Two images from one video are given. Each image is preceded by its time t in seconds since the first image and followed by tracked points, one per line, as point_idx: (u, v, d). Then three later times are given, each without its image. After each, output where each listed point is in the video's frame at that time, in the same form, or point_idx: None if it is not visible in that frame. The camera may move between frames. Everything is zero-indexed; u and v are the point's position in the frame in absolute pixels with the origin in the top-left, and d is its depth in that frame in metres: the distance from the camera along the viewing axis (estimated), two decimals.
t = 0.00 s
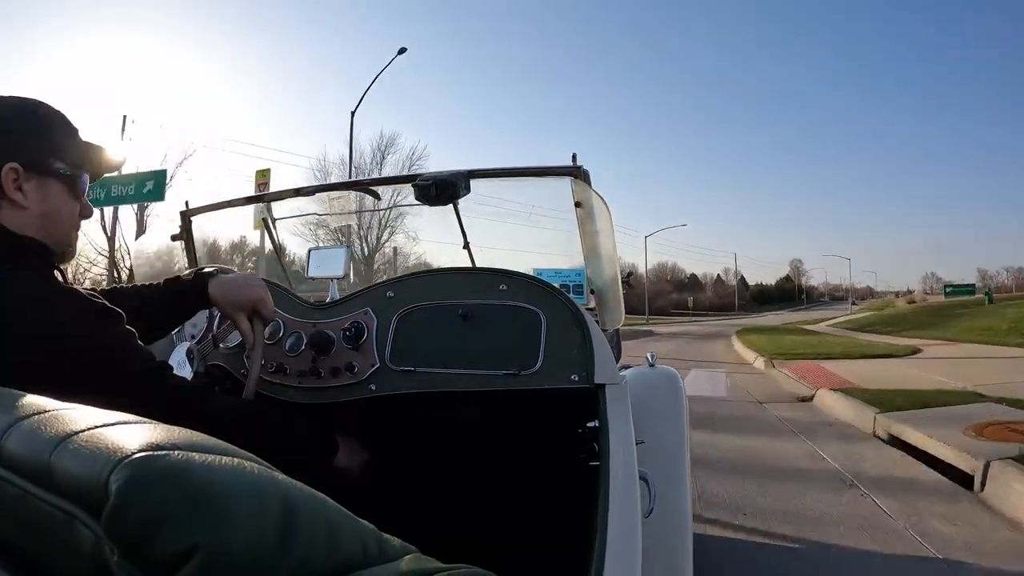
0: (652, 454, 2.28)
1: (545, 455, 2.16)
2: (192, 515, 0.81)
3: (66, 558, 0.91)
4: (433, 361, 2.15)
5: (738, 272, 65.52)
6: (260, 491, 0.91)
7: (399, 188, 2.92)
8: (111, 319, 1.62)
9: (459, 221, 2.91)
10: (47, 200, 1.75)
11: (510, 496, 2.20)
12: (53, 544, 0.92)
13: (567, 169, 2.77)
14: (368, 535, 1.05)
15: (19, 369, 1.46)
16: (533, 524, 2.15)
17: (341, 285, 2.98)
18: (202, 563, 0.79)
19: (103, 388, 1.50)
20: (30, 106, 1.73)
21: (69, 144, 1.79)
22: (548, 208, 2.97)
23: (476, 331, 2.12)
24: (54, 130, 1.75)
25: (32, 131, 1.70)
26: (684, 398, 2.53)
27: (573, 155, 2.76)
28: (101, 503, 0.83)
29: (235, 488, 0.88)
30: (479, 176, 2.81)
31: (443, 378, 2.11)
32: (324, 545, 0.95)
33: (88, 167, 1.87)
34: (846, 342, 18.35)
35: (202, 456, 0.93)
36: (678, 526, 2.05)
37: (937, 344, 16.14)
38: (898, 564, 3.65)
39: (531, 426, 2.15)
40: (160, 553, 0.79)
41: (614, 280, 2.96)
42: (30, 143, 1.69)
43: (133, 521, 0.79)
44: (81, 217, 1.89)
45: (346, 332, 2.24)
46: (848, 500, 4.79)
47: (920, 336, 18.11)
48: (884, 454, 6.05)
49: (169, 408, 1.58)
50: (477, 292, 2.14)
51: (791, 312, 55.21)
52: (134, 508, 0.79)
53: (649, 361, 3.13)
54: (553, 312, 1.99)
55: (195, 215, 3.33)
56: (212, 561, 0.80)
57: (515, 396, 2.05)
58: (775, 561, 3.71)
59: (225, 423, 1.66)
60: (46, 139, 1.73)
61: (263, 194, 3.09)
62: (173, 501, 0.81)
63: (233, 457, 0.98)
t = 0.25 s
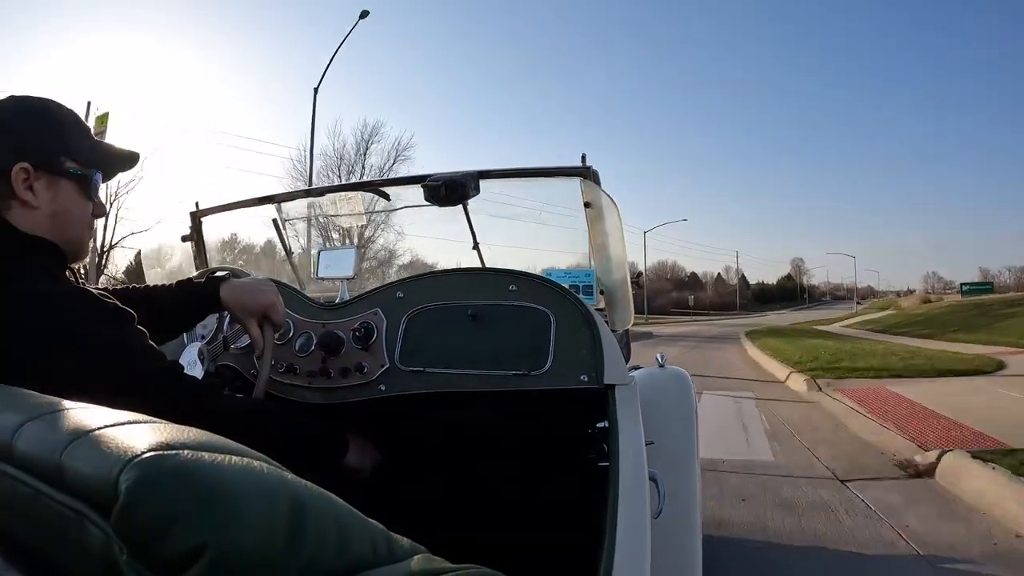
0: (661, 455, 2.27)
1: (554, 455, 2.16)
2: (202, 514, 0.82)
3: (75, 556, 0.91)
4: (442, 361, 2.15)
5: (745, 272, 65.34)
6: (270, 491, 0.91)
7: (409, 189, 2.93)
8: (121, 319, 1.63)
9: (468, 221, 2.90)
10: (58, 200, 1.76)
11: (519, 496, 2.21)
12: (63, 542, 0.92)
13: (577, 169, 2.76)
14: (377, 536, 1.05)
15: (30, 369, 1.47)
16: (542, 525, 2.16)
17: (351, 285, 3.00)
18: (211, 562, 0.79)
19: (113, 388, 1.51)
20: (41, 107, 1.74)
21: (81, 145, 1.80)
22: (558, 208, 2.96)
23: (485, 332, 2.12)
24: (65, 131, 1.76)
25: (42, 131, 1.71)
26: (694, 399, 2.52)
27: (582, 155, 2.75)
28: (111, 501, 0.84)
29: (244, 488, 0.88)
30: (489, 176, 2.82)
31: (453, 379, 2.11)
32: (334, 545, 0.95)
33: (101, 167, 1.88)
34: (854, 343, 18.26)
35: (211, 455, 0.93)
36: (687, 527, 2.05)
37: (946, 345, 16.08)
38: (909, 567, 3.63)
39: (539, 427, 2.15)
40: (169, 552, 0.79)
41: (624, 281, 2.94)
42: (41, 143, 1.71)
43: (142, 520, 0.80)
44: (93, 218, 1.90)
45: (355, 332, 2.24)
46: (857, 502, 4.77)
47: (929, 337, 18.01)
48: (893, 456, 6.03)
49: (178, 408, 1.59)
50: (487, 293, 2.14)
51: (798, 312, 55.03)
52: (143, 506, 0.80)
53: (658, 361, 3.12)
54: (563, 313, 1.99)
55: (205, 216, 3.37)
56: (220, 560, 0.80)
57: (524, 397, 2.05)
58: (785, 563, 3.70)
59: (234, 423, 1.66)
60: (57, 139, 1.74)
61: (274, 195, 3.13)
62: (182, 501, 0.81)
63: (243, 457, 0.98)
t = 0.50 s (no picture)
0: (672, 454, 2.27)
1: (565, 455, 2.15)
2: (214, 514, 0.82)
3: (87, 555, 0.92)
4: (453, 361, 2.15)
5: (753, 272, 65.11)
6: (281, 489, 0.91)
7: (420, 189, 2.93)
8: (132, 320, 1.64)
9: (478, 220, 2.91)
10: (71, 202, 1.77)
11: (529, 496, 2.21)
12: (76, 541, 0.93)
13: (586, 167, 2.76)
14: (388, 534, 1.05)
15: (43, 370, 1.49)
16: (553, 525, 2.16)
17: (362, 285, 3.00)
18: (224, 562, 0.80)
19: (126, 388, 1.52)
20: (51, 110, 1.75)
21: (93, 148, 1.82)
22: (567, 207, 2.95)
23: (496, 331, 2.12)
24: (77, 134, 1.78)
25: (55, 134, 1.73)
26: (706, 398, 2.52)
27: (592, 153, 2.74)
28: (123, 500, 0.85)
29: (256, 486, 0.88)
30: (499, 176, 2.82)
31: (464, 378, 2.11)
32: (345, 542, 0.95)
33: (112, 170, 1.89)
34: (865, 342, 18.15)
35: (222, 454, 0.93)
36: (698, 527, 2.04)
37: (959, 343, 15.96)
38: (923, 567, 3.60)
39: (550, 426, 2.15)
40: (182, 551, 0.80)
41: (634, 280, 2.92)
42: (53, 147, 1.72)
43: (155, 518, 0.80)
44: (105, 219, 1.91)
45: (366, 332, 2.25)
46: (869, 502, 4.74)
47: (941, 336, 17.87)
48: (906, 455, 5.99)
49: (190, 408, 1.59)
50: (497, 292, 2.14)
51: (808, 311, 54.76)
52: (155, 505, 0.80)
53: (670, 360, 3.11)
54: (574, 312, 1.99)
55: (217, 217, 3.39)
56: (233, 558, 0.80)
57: (535, 397, 2.05)
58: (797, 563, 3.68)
59: (246, 423, 1.67)
60: (69, 142, 1.75)
61: (285, 195, 3.15)
62: (194, 501, 0.81)
63: (253, 455, 0.98)
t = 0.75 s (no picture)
0: (683, 452, 2.26)
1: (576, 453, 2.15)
2: (228, 512, 0.82)
3: (101, 554, 0.92)
4: (465, 360, 2.15)
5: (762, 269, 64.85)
6: (294, 488, 0.92)
7: (431, 188, 2.94)
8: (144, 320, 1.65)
9: (489, 218, 2.90)
10: (80, 204, 1.78)
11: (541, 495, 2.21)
12: (89, 541, 0.94)
13: (598, 166, 2.75)
14: (400, 533, 1.05)
15: (55, 370, 1.50)
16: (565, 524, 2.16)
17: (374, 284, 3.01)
18: (237, 560, 0.80)
19: (139, 388, 1.53)
20: (61, 112, 1.76)
21: (102, 150, 1.83)
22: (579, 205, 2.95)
23: (508, 330, 2.12)
24: (86, 136, 1.79)
25: (64, 137, 1.74)
26: (718, 396, 2.51)
27: (603, 152, 2.72)
28: (137, 500, 0.85)
29: (269, 485, 0.89)
30: (510, 174, 2.83)
31: (475, 377, 2.11)
32: (358, 541, 0.95)
33: (121, 171, 1.91)
34: (876, 339, 18.03)
35: (235, 453, 0.94)
36: (710, 525, 2.03)
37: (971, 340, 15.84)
38: (938, 567, 3.57)
39: (561, 424, 2.15)
40: (195, 550, 0.80)
41: (646, 278, 2.92)
42: (62, 149, 1.74)
43: (168, 517, 0.81)
44: (114, 220, 1.93)
45: (379, 331, 2.25)
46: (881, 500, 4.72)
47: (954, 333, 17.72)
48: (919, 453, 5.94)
49: (202, 408, 1.60)
50: (509, 291, 2.15)
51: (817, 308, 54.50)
52: (169, 504, 0.81)
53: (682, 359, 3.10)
54: (586, 310, 1.99)
55: (228, 217, 3.41)
56: (245, 557, 0.81)
57: (546, 395, 2.05)
58: (810, 561, 3.65)
59: (258, 422, 1.68)
60: (78, 144, 1.77)
61: (297, 195, 3.17)
62: (207, 500, 0.82)
63: (267, 455, 0.99)
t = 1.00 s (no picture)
0: (694, 453, 2.25)
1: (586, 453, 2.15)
2: (239, 511, 0.83)
3: (112, 553, 0.93)
4: (474, 360, 2.15)
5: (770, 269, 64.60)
6: (304, 487, 0.92)
7: (442, 189, 2.94)
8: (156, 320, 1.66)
9: (499, 218, 2.92)
10: (93, 205, 1.80)
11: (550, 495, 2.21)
12: (101, 539, 0.94)
13: (609, 166, 2.74)
14: (411, 533, 1.05)
15: (68, 370, 1.51)
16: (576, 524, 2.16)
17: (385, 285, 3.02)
18: (248, 559, 0.81)
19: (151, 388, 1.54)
20: (72, 114, 1.77)
21: (114, 151, 1.84)
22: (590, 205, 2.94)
23: (519, 330, 2.13)
24: (98, 138, 1.80)
25: (76, 139, 1.75)
26: (728, 397, 2.50)
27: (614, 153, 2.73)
28: (148, 499, 0.85)
29: (279, 484, 0.89)
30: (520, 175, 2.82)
31: (485, 377, 2.12)
32: (368, 540, 0.95)
33: (133, 172, 1.92)
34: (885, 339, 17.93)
35: (247, 452, 0.94)
36: (720, 527, 2.03)
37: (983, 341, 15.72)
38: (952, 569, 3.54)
39: (571, 424, 2.15)
40: (206, 549, 0.81)
41: (657, 279, 2.88)
42: (74, 151, 1.75)
43: (178, 516, 0.81)
44: (126, 221, 1.94)
45: (389, 332, 2.26)
46: (892, 501, 4.69)
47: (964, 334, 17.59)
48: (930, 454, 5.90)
49: (213, 408, 1.61)
50: (520, 292, 2.15)
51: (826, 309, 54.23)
52: (179, 503, 0.81)
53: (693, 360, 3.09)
54: (597, 311, 1.99)
55: (239, 218, 3.41)
56: (256, 556, 0.81)
57: (556, 395, 2.05)
58: (821, 562, 3.64)
59: (269, 421, 1.68)
60: (90, 146, 1.78)
61: (307, 196, 3.17)
62: (218, 499, 0.82)
63: (278, 454, 0.99)
